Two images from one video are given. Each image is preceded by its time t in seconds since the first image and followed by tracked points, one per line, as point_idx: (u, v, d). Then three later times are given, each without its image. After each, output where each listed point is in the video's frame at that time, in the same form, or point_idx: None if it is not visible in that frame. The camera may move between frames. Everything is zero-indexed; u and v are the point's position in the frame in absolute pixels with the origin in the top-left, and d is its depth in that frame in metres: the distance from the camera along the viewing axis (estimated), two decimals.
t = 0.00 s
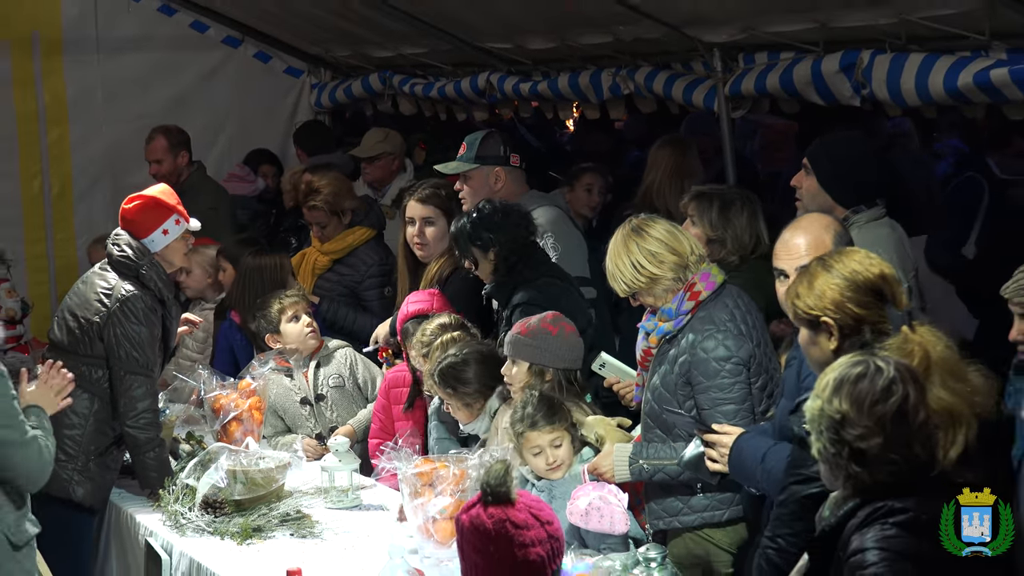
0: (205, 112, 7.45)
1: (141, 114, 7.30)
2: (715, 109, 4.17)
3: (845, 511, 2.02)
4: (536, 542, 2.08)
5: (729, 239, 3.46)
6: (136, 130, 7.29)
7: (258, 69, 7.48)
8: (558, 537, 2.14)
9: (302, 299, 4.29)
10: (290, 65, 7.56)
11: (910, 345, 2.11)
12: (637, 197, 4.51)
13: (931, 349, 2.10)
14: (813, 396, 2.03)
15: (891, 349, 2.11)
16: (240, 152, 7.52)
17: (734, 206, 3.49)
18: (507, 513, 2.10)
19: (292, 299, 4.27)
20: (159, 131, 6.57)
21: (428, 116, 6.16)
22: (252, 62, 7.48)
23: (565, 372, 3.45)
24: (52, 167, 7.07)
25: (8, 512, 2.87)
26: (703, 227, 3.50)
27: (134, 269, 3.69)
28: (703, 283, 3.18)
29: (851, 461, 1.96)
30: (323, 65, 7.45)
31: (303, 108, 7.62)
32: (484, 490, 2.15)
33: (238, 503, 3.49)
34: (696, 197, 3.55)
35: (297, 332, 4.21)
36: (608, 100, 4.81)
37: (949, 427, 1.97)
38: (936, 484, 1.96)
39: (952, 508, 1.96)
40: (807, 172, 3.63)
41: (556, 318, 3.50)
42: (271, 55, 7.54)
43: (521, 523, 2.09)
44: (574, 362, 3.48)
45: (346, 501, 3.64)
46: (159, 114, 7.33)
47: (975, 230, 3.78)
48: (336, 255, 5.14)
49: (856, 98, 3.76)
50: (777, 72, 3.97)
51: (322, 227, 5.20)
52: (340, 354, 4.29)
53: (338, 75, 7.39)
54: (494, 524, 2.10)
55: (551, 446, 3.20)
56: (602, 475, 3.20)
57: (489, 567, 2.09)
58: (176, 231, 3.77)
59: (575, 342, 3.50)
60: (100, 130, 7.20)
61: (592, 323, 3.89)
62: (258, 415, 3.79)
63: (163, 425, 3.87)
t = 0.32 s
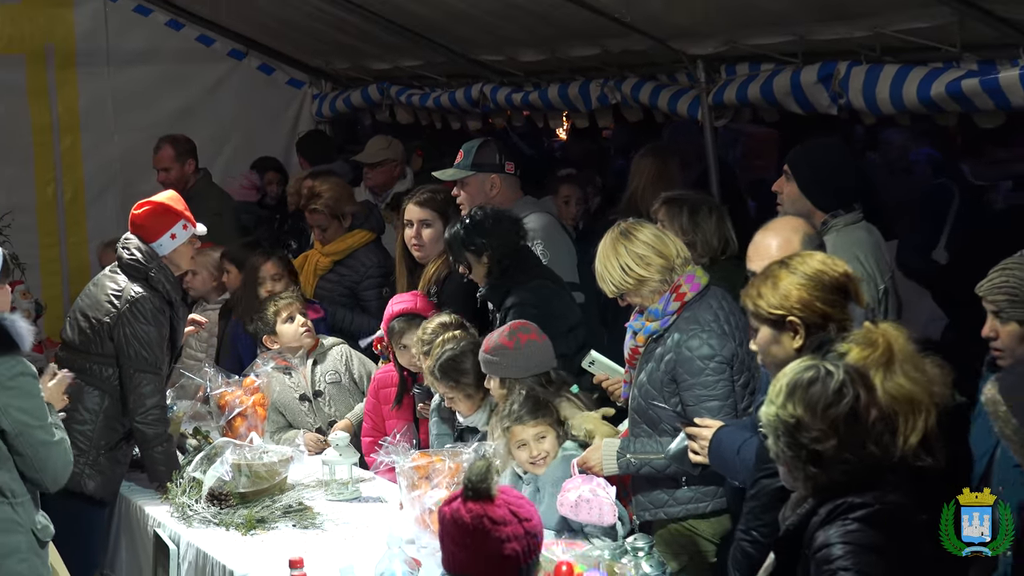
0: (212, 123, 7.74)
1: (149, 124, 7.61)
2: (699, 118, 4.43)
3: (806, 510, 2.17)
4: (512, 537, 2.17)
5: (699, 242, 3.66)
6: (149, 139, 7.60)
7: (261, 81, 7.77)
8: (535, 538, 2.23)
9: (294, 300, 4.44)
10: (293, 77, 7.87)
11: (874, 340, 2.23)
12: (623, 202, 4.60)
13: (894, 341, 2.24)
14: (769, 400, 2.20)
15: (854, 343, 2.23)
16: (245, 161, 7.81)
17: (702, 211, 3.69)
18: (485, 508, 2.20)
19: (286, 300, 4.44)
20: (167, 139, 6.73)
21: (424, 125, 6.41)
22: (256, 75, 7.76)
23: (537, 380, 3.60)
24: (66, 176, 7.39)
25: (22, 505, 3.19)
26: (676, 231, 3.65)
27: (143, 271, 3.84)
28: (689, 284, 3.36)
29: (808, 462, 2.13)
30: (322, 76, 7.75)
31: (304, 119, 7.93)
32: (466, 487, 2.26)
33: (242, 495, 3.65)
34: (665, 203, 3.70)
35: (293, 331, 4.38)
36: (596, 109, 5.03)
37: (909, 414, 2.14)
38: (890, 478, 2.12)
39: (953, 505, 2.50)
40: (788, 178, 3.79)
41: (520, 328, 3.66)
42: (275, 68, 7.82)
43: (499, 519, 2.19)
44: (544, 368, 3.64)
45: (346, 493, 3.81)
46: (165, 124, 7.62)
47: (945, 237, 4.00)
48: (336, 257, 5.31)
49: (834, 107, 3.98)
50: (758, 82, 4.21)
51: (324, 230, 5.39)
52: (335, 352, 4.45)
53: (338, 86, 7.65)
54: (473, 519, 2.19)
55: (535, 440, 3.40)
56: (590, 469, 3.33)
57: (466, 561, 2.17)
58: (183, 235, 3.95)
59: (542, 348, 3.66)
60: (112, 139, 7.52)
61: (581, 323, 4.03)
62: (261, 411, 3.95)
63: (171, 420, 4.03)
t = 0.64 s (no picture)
0: (217, 131, 8.20)
1: (157, 132, 8.12)
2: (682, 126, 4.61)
3: (777, 504, 2.24)
4: (536, 527, 1.93)
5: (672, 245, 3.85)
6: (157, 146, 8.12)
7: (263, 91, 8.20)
8: (555, 526, 2.01)
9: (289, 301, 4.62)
10: (294, 88, 8.26)
11: (852, 332, 2.43)
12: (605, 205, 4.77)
13: (869, 333, 2.43)
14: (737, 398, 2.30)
15: (831, 337, 2.43)
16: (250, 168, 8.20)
17: (675, 216, 3.89)
18: (508, 499, 1.94)
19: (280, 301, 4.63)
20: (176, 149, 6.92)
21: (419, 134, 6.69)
22: (258, 85, 8.19)
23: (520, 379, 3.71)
24: (77, 181, 7.98)
25: (41, 503, 3.55)
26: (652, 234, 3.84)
27: (149, 274, 4.02)
28: (671, 284, 3.51)
29: (777, 456, 2.22)
30: (321, 87, 8.12)
31: (304, 127, 8.30)
32: (486, 478, 1.98)
33: (245, 488, 3.82)
34: (639, 209, 3.92)
35: (288, 332, 4.55)
36: (584, 118, 5.24)
37: (884, 401, 2.28)
38: (856, 471, 2.21)
39: (951, 509, 2.46)
40: (767, 184, 3.93)
41: (502, 329, 3.74)
42: (276, 79, 8.23)
43: (523, 509, 1.93)
44: (526, 367, 3.73)
45: (344, 485, 3.98)
46: (174, 132, 8.14)
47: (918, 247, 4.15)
48: (334, 259, 5.47)
49: (812, 115, 4.16)
50: (738, 92, 4.38)
51: (324, 234, 5.56)
52: (327, 351, 4.64)
53: (337, 96, 7.97)
54: (497, 512, 1.92)
55: (525, 434, 3.60)
56: (578, 462, 3.46)
57: (488, 553, 1.91)
58: (188, 239, 4.11)
59: (525, 348, 3.74)
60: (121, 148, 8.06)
61: (568, 323, 4.20)
62: (263, 407, 4.12)
63: (177, 416, 4.19)
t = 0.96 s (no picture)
0: (218, 138, 8.59)
1: (162, 139, 8.51)
2: (664, 133, 4.83)
3: (755, 496, 2.37)
4: (597, 507, 2.00)
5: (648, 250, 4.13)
6: (162, 152, 8.51)
7: (262, 101, 8.63)
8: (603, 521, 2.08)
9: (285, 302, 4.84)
10: (292, 97, 8.67)
11: (836, 330, 2.55)
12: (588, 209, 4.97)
13: (850, 330, 2.56)
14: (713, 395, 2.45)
15: (814, 334, 2.56)
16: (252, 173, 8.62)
17: (650, 220, 4.16)
18: (575, 479, 2.02)
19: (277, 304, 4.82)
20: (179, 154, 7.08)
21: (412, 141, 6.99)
22: (258, 94, 8.60)
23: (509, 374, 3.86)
24: (85, 187, 8.35)
25: (54, 494, 3.73)
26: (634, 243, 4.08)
27: (153, 275, 4.18)
28: (651, 286, 3.68)
29: (754, 448, 2.35)
30: (320, 96, 8.59)
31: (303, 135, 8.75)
32: (553, 458, 2.06)
33: (246, 479, 4.01)
34: (616, 215, 4.17)
35: (285, 332, 4.74)
36: (570, 125, 5.46)
37: (864, 395, 2.41)
38: (831, 462, 2.34)
39: (952, 509, 2.78)
40: (746, 187, 4.04)
41: (494, 326, 3.88)
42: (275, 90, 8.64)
43: (589, 488, 2.02)
44: (515, 363, 3.87)
45: (342, 478, 4.15)
46: (178, 138, 8.53)
47: (890, 248, 4.23)
48: (331, 261, 5.65)
49: (788, 123, 4.37)
50: (717, 100, 4.60)
51: (320, 237, 5.72)
52: (323, 350, 4.79)
53: (334, 105, 8.43)
54: (565, 489, 2.00)
55: (511, 429, 3.69)
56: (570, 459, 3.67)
57: (555, 531, 1.97)
58: (192, 243, 4.27)
59: (513, 345, 3.88)
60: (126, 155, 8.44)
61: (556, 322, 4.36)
62: (263, 403, 4.29)
63: (180, 412, 4.39)
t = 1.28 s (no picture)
0: (218, 146, 9.06)
1: (163, 147, 8.95)
2: (646, 139, 5.11)
3: (738, 489, 2.48)
4: (598, 497, 2.43)
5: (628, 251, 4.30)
6: (164, 157, 8.95)
7: (259, 109, 9.05)
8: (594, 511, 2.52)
9: (284, 300, 5.04)
10: (288, 105, 9.14)
11: (800, 329, 2.72)
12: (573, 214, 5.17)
13: (814, 329, 2.72)
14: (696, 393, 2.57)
15: (779, 332, 2.73)
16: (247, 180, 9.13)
17: (630, 224, 4.36)
18: (583, 472, 2.43)
19: (272, 303, 5.06)
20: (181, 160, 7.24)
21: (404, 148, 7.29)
22: (256, 103, 9.05)
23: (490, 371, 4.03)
24: (89, 192, 8.78)
25: (58, 487, 3.91)
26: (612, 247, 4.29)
27: (156, 276, 4.34)
28: (632, 286, 3.88)
29: (738, 443, 2.47)
30: (315, 105, 9.01)
31: (299, 142, 9.18)
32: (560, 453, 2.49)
33: (245, 473, 4.16)
34: (597, 220, 4.35)
35: (276, 333, 5.01)
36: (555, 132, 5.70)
37: (826, 389, 2.55)
38: (807, 458, 2.45)
39: (951, 509, 2.74)
40: (722, 193, 4.22)
41: (477, 324, 4.08)
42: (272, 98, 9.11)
43: (589, 480, 2.43)
44: (495, 360, 4.05)
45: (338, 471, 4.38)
46: (179, 146, 8.98)
47: (869, 249, 4.46)
48: (328, 262, 5.81)
49: (765, 130, 4.60)
50: (697, 108, 4.82)
51: (317, 239, 5.89)
52: (322, 348, 4.96)
53: (330, 113, 8.89)
54: (571, 478, 2.40)
55: (504, 429, 3.84)
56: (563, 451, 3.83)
57: (567, 515, 2.34)
58: (193, 246, 4.44)
59: (493, 343, 4.07)
60: (129, 159, 8.87)
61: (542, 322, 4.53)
62: (261, 399, 4.46)
63: (181, 407, 4.57)
